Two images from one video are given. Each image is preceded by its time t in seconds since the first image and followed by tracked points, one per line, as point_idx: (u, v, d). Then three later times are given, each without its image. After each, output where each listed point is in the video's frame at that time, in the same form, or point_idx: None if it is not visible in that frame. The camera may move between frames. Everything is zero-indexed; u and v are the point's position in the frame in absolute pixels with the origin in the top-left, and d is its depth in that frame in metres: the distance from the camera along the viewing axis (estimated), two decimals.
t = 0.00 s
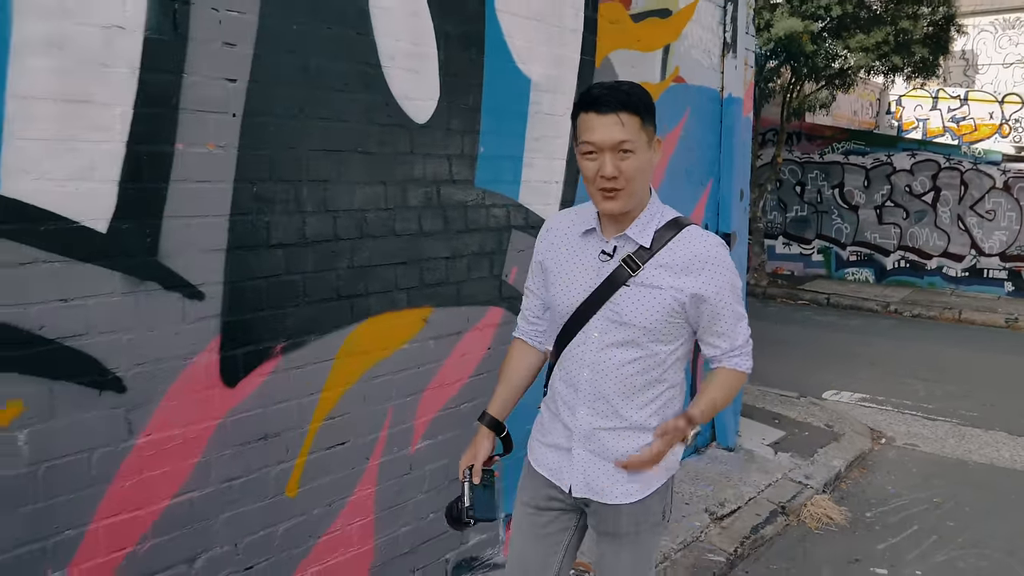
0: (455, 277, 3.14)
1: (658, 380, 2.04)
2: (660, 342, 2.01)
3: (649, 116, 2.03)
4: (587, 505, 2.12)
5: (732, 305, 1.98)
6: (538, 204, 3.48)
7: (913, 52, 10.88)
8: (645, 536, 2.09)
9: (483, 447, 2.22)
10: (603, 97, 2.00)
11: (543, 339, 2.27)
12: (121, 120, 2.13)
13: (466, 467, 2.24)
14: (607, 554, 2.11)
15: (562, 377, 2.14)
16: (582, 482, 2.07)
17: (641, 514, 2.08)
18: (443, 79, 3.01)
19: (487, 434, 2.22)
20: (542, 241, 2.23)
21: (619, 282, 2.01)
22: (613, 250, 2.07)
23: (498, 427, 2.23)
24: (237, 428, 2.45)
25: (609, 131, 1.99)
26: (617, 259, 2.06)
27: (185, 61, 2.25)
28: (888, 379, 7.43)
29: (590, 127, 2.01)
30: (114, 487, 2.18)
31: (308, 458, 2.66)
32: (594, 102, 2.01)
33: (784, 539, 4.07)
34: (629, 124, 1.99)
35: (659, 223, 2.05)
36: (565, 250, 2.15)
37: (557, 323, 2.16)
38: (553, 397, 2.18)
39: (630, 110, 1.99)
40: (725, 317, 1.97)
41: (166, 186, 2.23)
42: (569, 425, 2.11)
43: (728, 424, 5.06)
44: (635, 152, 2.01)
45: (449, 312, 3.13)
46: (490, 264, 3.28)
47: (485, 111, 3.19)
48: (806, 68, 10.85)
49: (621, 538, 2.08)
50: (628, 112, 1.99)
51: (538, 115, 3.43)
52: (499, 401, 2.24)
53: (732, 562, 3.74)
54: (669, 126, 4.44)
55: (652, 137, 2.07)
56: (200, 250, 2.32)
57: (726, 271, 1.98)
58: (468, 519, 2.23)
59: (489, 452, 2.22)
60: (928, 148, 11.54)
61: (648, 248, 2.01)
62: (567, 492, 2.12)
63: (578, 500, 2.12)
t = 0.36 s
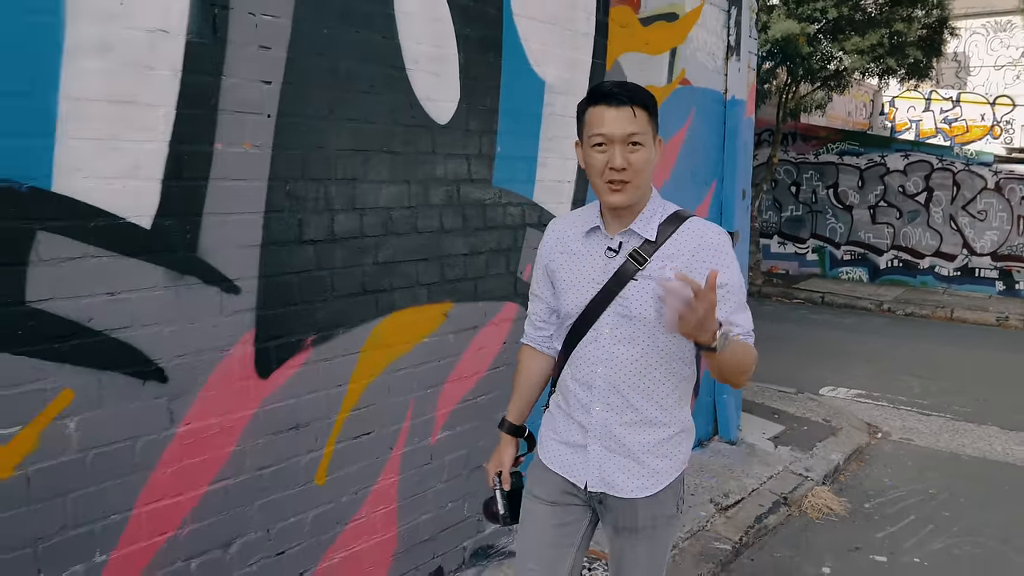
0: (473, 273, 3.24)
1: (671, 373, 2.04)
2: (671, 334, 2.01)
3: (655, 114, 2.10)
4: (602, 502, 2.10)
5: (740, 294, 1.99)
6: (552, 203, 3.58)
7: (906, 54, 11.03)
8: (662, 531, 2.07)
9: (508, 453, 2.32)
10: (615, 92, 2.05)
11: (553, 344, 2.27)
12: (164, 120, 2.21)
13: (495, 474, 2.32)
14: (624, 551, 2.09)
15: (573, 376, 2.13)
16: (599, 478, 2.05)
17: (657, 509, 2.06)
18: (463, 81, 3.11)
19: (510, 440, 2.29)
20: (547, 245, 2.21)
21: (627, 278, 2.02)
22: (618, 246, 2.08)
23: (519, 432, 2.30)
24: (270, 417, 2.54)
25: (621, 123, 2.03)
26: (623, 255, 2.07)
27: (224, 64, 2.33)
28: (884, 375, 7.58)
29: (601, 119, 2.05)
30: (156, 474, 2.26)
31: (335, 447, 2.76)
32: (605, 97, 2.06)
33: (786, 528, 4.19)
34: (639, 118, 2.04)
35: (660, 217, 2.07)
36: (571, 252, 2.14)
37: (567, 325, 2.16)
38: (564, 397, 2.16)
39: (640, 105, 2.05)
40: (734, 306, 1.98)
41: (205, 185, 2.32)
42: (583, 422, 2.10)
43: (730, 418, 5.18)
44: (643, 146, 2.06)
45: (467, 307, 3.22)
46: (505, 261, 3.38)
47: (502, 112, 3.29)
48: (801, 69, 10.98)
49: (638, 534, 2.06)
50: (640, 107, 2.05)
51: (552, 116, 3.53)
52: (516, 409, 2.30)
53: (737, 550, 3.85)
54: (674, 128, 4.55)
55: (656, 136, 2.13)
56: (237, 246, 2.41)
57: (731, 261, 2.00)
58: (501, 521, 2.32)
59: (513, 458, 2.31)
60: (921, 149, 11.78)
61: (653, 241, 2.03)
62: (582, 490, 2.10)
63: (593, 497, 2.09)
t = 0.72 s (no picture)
0: (483, 269, 3.36)
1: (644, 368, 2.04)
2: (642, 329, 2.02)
3: (609, 106, 2.09)
4: (588, 503, 2.13)
5: (706, 283, 1.99)
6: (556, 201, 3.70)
7: (893, 49, 11.19)
8: (649, 532, 2.10)
9: (504, 460, 2.34)
10: (565, 86, 2.07)
11: (531, 349, 2.29)
12: (196, 126, 2.32)
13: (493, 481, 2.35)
14: (614, 553, 2.13)
15: (550, 377, 2.14)
16: (582, 479, 2.08)
17: (643, 511, 2.10)
18: (472, 84, 3.22)
19: (505, 447, 2.32)
20: (518, 250, 2.22)
21: (593, 274, 2.02)
22: (583, 243, 2.08)
23: (513, 438, 2.33)
24: (294, 410, 2.65)
25: (571, 117, 2.05)
26: (588, 251, 2.06)
27: (251, 71, 2.44)
28: (875, 367, 7.75)
29: (552, 114, 2.07)
30: (190, 465, 2.37)
31: (355, 438, 2.87)
32: (557, 92, 2.07)
33: (784, 516, 4.33)
34: (588, 111, 2.05)
35: (623, 210, 2.07)
36: (540, 254, 2.16)
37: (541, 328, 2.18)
38: (543, 398, 2.18)
39: (590, 98, 2.06)
40: (700, 296, 1.98)
41: (234, 187, 2.43)
42: (562, 424, 2.12)
43: (726, 408, 5.33)
44: (596, 139, 2.06)
45: (477, 302, 3.34)
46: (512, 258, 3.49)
47: (509, 113, 3.40)
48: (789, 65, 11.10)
49: (626, 536, 2.10)
50: (588, 99, 2.06)
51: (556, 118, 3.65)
52: (510, 415, 2.34)
53: (737, 537, 3.99)
54: (672, 126, 4.67)
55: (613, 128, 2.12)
56: (264, 246, 2.52)
57: (695, 250, 2.00)
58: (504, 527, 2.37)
59: (511, 464, 2.34)
60: (908, 142, 11.88)
61: (617, 236, 2.03)
62: (568, 491, 2.13)
63: (579, 498, 2.13)
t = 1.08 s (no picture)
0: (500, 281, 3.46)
1: (627, 376, 1.99)
2: (623, 337, 1.97)
3: (571, 116, 2.02)
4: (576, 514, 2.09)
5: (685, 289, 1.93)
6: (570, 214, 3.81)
7: (897, 62, 11.32)
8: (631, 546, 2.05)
9: (477, 477, 2.17)
10: (521, 101, 2.01)
11: (515, 360, 2.24)
12: (233, 143, 2.44)
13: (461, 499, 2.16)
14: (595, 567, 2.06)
15: (532, 388, 2.10)
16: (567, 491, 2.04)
17: (623, 525, 2.05)
18: (489, 101, 3.33)
19: (477, 463, 2.17)
20: (500, 259, 2.18)
21: (572, 284, 1.98)
22: (562, 252, 2.03)
23: (487, 454, 2.18)
24: (321, 415, 2.75)
25: (529, 134, 1.99)
26: (566, 260, 2.02)
27: (283, 91, 2.57)
28: (882, 379, 7.81)
29: (511, 133, 2.02)
30: (223, 466, 2.47)
31: (377, 444, 2.96)
32: (515, 108, 2.02)
33: (793, 524, 4.40)
34: (545, 125, 1.98)
35: (601, 218, 2.02)
36: (521, 264, 2.11)
37: (523, 338, 2.13)
38: (527, 410, 2.13)
39: (546, 112, 1.99)
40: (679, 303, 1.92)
41: (266, 201, 2.54)
42: (546, 435, 2.07)
43: (735, 418, 5.41)
44: (558, 152, 2.00)
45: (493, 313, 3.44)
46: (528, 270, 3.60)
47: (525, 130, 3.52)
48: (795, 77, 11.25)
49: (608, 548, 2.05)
50: (544, 114, 1.99)
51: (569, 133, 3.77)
52: (486, 428, 2.20)
53: (747, 543, 4.06)
54: (681, 141, 4.79)
55: (578, 137, 2.05)
56: (294, 257, 2.63)
57: (674, 256, 1.94)
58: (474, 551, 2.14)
59: (482, 483, 2.17)
60: (913, 155, 12.01)
61: (594, 244, 1.97)
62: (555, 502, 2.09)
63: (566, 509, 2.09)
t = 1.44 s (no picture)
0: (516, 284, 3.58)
1: (617, 383, 2.06)
2: (614, 346, 2.05)
3: (562, 132, 2.05)
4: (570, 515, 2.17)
5: (672, 298, 2.01)
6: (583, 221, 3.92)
7: (905, 70, 11.40)
8: (619, 545, 2.12)
9: (483, 476, 2.25)
10: (513, 116, 2.04)
11: (508, 363, 2.27)
12: (266, 151, 2.55)
13: (472, 499, 2.26)
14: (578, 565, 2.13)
15: (526, 397, 2.17)
16: (562, 495, 2.10)
17: (612, 526, 2.11)
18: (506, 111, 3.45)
19: (482, 464, 2.25)
20: (490, 267, 2.22)
21: (562, 295, 2.04)
22: (551, 264, 2.10)
23: (490, 454, 2.27)
24: (347, 411, 2.87)
25: (520, 149, 2.02)
26: (555, 272, 2.09)
27: (314, 101, 2.67)
28: (888, 385, 7.90)
29: (503, 146, 2.06)
30: (254, 461, 2.59)
31: (399, 440, 3.08)
32: (509, 122, 2.05)
33: (798, 524, 4.50)
34: (536, 143, 2.02)
35: (588, 230, 2.09)
36: (511, 273, 2.16)
37: (515, 341, 2.18)
38: (523, 417, 2.21)
39: (538, 129, 2.03)
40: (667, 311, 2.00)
41: (296, 207, 2.65)
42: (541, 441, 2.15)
43: (742, 421, 5.51)
44: (548, 170, 2.04)
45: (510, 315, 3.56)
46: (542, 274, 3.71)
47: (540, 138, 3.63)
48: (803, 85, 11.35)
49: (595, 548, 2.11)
50: (536, 130, 2.03)
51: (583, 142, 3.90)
52: (485, 430, 2.28)
53: (754, 543, 4.16)
54: (691, 149, 4.89)
55: (569, 153, 2.09)
56: (322, 260, 2.75)
57: (661, 266, 2.02)
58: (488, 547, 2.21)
59: (489, 481, 2.26)
60: (921, 164, 12.11)
61: (582, 257, 2.04)
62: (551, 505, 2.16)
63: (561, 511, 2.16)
